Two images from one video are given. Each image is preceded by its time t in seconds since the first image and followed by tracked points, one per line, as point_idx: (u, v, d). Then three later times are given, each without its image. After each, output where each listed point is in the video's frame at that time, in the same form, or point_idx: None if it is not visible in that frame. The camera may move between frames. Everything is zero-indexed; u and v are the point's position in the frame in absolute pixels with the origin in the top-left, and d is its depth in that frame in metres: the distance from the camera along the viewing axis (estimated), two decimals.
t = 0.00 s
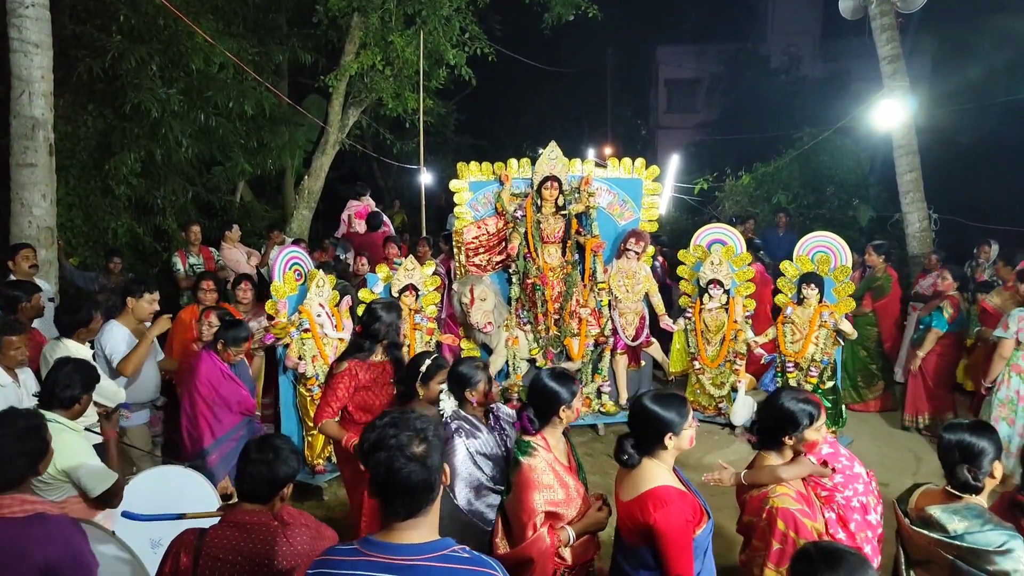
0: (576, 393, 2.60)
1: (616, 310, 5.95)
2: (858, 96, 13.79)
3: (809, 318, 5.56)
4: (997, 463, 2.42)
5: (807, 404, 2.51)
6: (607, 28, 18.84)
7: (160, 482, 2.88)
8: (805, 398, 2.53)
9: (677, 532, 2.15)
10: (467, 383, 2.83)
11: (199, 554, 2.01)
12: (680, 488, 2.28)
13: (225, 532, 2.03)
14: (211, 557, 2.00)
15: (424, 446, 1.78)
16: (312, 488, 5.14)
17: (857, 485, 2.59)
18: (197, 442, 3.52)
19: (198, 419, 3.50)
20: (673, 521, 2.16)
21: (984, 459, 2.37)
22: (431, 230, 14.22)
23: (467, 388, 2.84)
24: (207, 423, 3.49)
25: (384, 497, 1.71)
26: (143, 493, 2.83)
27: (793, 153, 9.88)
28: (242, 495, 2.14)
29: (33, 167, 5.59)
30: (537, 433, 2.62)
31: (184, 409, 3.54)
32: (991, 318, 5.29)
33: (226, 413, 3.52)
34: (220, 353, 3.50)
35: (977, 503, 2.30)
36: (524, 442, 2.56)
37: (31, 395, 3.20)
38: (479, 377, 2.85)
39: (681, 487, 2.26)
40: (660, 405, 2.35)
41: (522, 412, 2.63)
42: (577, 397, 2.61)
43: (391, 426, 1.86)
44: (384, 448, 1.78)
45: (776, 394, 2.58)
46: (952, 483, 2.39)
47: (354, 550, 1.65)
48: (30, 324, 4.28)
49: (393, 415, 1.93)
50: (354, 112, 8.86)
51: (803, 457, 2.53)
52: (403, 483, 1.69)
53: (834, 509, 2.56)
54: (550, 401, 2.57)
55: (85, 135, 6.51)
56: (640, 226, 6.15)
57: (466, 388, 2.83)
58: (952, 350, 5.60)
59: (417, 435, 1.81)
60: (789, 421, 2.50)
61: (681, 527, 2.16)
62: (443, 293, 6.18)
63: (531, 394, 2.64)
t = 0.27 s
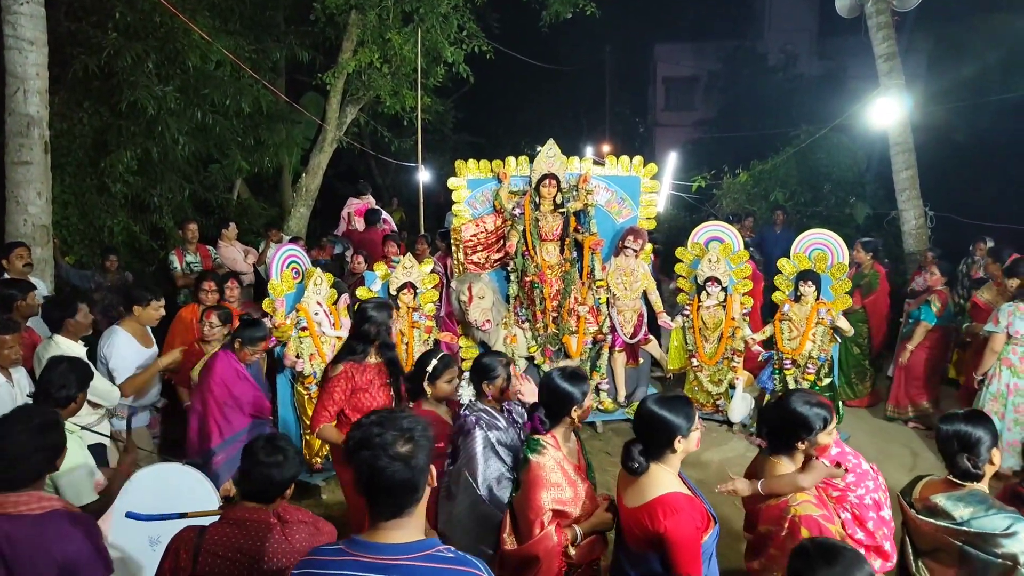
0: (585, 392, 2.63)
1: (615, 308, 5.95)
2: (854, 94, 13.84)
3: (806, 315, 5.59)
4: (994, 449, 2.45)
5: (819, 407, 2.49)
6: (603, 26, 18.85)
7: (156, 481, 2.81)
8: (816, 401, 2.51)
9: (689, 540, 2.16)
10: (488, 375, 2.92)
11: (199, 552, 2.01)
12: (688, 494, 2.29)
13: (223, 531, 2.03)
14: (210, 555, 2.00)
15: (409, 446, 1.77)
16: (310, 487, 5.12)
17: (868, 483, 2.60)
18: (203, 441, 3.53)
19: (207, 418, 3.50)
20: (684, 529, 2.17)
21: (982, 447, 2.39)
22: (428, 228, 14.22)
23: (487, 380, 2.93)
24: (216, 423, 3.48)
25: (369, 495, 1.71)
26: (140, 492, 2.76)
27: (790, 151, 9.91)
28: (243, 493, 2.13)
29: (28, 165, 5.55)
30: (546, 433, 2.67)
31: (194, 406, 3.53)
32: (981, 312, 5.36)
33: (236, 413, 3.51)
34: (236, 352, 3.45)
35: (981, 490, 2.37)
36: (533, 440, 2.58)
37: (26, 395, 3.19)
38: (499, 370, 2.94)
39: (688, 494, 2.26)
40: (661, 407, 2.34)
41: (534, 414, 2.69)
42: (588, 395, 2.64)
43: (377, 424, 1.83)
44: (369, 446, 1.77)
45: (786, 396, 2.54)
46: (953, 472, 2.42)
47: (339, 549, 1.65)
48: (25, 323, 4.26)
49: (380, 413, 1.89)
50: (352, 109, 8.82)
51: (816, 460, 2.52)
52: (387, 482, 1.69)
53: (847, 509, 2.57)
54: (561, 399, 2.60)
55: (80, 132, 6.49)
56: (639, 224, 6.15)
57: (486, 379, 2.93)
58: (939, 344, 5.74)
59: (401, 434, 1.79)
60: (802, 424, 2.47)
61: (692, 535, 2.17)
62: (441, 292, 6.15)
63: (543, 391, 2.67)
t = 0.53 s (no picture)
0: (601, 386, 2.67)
1: (612, 306, 5.96)
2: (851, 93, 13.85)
3: (803, 313, 5.59)
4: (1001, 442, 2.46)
5: (829, 413, 2.33)
6: (601, 25, 18.85)
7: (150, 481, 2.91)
8: (826, 406, 2.36)
9: (693, 542, 2.16)
10: (499, 369, 2.92)
11: (200, 548, 2.02)
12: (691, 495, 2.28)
13: (223, 528, 2.04)
14: (210, 552, 2.01)
15: (394, 446, 1.74)
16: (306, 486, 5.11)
17: (881, 482, 2.50)
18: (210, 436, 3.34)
19: (216, 416, 3.32)
20: (689, 532, 2.16)
21: (989, 439, 2.39)
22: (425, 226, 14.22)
23: (497, 376, 2.92)
24: (226, 424, 3.31)
25: (354, 493, 1.70)
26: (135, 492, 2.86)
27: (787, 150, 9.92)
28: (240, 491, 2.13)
29: (23, 163, 5.53)
30: (561, 427, 2.71)
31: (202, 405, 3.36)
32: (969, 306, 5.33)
33: (246, 414, 3.36)
34: (251, 350, 3.37)
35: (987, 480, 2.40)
36: (547, 432, 2.61)
37: (21, 394, 3.18)
38: (510, 366, 2.92)
39: (692, 496, 2.25)
40: (663, 408, 2.33)
41: (550, 406, 2.73)
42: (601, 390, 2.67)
43: (363, 421, 1.81)
44: (352, 442, 1.75)
45: (796, 405, 2.38)
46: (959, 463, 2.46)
47: (323, 546, 1.66)
48: (20, 321, 4.25)
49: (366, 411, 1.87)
50: (349, 107, 8.80)
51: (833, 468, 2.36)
52: (368, 480, 1.68)
53: (865, 511, 2.43)
54: (575, 395, 2.65)
55: (76, 130, 6.48)
56: (635, 222, 6.15)
57: (497, 374, 2.93)
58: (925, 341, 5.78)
59: (387, 433, 1.76)
60: (817, 431, 2.28)
61: (696, 538, 2.16)
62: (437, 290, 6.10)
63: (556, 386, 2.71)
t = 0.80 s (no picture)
0: (612, 382, 2.65)
1: (608, 305, 5.92)
2: (847, 91, 13.85)
3: (798, 312, 5.60)
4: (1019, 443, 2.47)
5: (849, 421, 2.29)
6: (597, 23, 18.82)
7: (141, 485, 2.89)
8: (844, 414, 2.32)
9: (694, 537, 2.16)
10: (497, 371, 2.86)
11: (198, 546, 2.03)
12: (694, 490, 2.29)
13: (221, 525, 2.05)
14: (208, 549, 2.01)
15: (388, 442, 1.77)
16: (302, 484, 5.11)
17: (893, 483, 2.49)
18: (216, 444, 3.28)
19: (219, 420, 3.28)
20: (691, 527, 2.16)
21: (1009, 438, 2.42)
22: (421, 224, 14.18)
23: (495, 377, 2.87)
24: (229, 426, 3.27)
25: (354, 491, 1.71)
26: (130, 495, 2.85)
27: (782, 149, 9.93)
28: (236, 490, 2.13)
29: (17, 161, 5.51)
30: (572, 421, 2.69)
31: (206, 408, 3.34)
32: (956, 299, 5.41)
33: (250, 415, 3.33)
34: (254, 353, 3.32)
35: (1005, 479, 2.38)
36: (557, 425, 2.67)
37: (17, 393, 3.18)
38: (508, 367, 2.87)
39: (695, 492, 2.25)
40: (665, 405, 2.35)
41: (562, 400, 2.69)
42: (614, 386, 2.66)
43: (358, 418, 1.84)
44: (347, 438, 1.79)
45: (813, 415, 2.34)
46: (979, 461, 2.48)
47: (318, 541, 1.66)
48: (16, 320, 4.24)
49: (362, 408, 1.90)
50: (345, 106, 8.77)
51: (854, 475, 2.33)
52: (365, 478, 1.70)
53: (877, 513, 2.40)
54: (586, 392, 2.63)
55: (71, 129, 6.46)
56: (631, 221, 6.15)
57: (496, 374, 2.87)
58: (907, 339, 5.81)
59: (382, 430, 1.79)
60: (840, 440, 2.23)
61: (698, 533, 2.16)
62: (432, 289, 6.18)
63: (570, 381, 2.70)
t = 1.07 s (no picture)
0: (617, 379, 2.67)
1: (604, 303, 5.93)
2: (843, 88, 13.87)
3: (794, 309, 5.60)
4: None
5: (871, 424, 2.26)
6: (593, 21, 18.82)
7: (137, 482, 3.01)
8: (865, 416, 2.29)
9: (703, 527, 2.18)
10: (485, 377, 2.79)
11: (194, 544, 2.00)
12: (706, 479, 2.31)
13: (218, 523, 2.02)
14: (205, 547, 1.98)
15: (400, 444, 1.73)
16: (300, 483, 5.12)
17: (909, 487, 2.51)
18: (219, 449, 3.31)
19: (223, 425, 3.26)
20: (700, 514, 2.18)
21: None
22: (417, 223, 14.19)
23: (483, 383, 2.81)
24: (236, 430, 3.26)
25: (365, 492, 1.68)
26: (127, 491, 2.97)
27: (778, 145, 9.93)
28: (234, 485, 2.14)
29: (14, 161, 5.51)
30: (580, 417, 2.70)
31: (209, 414, 3.30)
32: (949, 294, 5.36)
33: (254, 419, 3.29)
34: (254, 358, 3.29)
35: None
36: (564, 422, 2.65)
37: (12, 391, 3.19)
38: (497, 370, 2.79)
39: (708, 480, 2.28)
40: (677, 397, 2.36)
41: (569, 396, 2.71)
42: (619, 383, 2.67)
43: (369, 416, 1.81)
44: (356, 440, 1.76)
45: (834, 419, 2.29)
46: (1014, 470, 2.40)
47: (330, 542, 1.66)
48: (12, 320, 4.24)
49: (377, 407, 1.86)
50: (341, 104, 8.78)
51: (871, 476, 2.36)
52: (375, 480, 1.67)
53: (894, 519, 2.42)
54: (592, 389, 2.65)
55: (67, 128, 6.49)
56: (627, 219, 6.15)
57: (485, 381, 2.80)
58: (891, 332, 5.85)
59: (393, 431, 1.75)
60: (863, 444, 2.21)
61: (707, 522, 2.18)
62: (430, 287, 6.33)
63: (576, 378, 2.72)
